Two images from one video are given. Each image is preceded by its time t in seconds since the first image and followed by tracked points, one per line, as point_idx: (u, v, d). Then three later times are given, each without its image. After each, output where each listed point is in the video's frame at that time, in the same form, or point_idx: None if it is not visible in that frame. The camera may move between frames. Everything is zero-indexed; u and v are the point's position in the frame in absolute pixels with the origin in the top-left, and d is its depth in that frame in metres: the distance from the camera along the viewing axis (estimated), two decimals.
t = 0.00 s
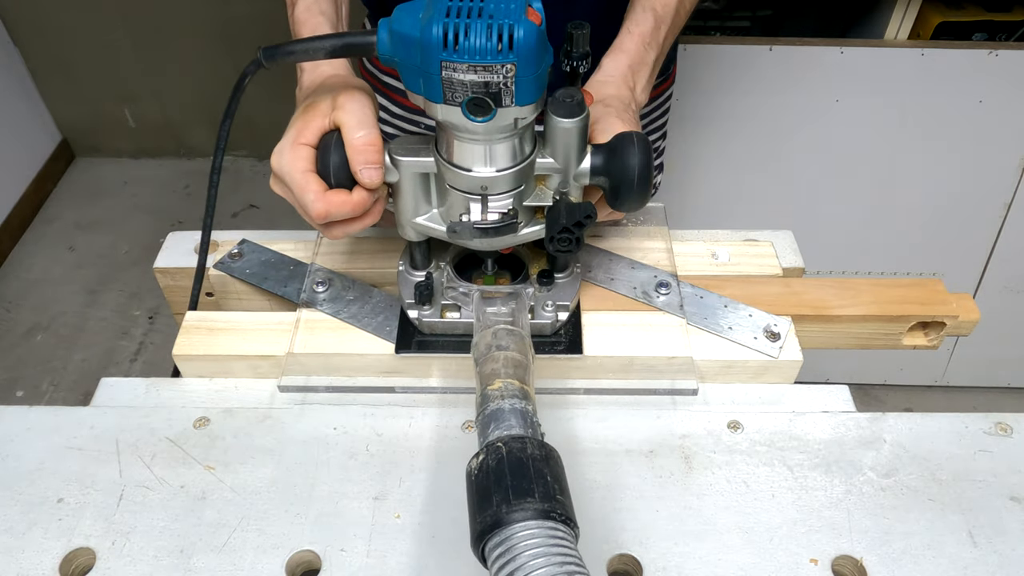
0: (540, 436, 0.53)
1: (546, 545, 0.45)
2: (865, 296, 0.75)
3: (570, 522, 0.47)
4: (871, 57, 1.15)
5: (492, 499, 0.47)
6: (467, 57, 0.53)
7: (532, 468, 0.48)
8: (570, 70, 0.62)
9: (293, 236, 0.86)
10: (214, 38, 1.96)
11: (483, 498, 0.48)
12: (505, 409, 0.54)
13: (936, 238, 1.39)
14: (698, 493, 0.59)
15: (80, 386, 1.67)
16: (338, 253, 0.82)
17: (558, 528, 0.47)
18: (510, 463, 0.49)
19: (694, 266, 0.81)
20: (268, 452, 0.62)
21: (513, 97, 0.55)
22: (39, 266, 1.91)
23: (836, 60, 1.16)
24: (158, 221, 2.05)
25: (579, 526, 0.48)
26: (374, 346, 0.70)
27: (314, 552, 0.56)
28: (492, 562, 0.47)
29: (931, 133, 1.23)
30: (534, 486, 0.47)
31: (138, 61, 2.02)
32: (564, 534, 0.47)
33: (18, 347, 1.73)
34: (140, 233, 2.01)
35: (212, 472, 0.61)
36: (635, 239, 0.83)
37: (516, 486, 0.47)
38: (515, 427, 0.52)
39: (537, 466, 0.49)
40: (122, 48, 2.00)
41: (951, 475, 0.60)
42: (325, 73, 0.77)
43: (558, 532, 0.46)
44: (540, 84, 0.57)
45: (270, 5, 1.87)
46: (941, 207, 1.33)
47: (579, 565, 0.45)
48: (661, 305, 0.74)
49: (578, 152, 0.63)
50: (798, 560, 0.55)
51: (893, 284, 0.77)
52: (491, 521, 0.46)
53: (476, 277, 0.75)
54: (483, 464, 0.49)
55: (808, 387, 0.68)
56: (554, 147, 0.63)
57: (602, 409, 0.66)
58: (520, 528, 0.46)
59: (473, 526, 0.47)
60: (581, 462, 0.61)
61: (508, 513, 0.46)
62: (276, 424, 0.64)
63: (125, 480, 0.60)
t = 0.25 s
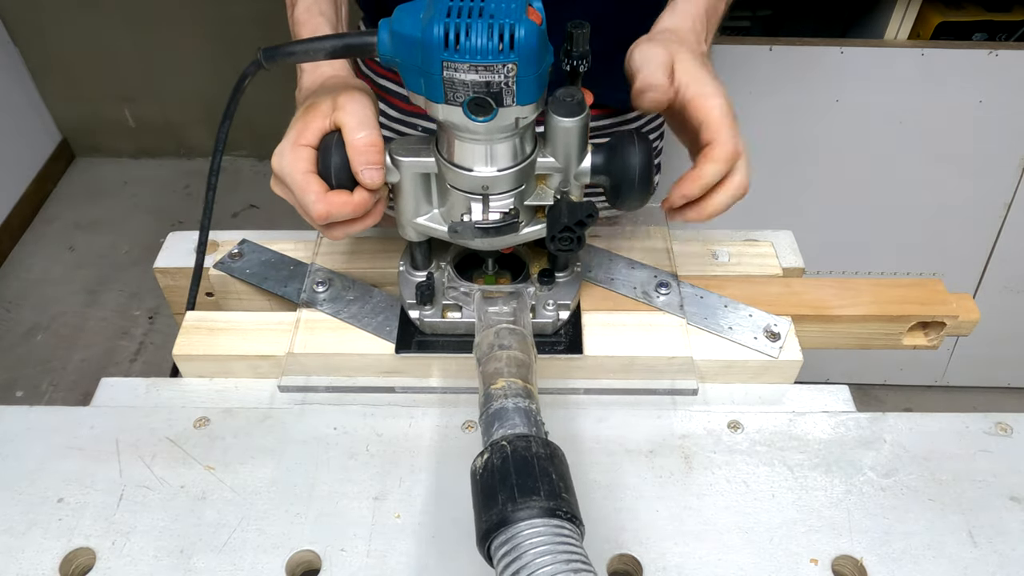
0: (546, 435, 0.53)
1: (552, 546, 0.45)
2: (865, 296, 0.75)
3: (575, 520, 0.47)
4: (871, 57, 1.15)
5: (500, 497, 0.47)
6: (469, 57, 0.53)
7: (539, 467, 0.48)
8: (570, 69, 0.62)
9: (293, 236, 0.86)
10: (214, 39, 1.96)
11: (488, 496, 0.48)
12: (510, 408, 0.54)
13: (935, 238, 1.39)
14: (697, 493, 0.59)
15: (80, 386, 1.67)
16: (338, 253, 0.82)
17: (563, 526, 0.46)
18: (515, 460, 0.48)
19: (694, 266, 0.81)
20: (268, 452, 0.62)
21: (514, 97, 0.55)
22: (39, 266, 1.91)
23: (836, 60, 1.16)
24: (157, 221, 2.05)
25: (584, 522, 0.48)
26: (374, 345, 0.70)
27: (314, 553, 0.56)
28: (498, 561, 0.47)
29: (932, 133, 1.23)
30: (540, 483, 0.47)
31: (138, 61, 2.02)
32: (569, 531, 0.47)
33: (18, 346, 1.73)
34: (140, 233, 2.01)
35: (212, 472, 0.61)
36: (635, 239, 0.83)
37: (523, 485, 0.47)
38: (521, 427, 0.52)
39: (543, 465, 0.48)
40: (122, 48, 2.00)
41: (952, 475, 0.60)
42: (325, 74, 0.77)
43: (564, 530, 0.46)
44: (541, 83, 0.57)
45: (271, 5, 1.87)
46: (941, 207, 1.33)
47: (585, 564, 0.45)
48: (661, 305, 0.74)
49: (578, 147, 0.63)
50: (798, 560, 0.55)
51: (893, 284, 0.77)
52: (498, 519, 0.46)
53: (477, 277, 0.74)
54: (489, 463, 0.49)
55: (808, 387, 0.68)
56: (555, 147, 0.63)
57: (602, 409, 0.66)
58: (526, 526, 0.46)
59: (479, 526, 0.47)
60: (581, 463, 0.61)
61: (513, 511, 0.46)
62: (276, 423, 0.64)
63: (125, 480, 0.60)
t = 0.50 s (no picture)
0: (523, 443, 0.53)
1: (531, 553, 0.45)
2: (865, 296, 0.75)
3: (556, 528, 0.47)
4: (871, 57, 1.15)
5: (479, 505, 0.47)
6: (458, 97, 0.53)
7: (519, 475, 0.48)
8: (561, 104, 0.62)
9: (293, 237, 0.86)
10: (214, 39, 1.96)
11: (471, 504, 0.48)
12: (491, 414, 0.54)
13: (935, 238, 1.39)
14: (697, 493, 0.59)
15: (80, 386, 1.67)
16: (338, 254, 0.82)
17: (547, 533, 0.47)
18: (501, 467, 0.49)
19: (694, 265, 0.81)
20: (269, 452, 0.62)
21: (503, 134, 0.55)
22: (39, 266, 1.91)
23: (836, 60, 1.16)
24: (157, 221, 2.05)
25: (564, 532, 0.48)
26: (374, 345, 0.70)
27: (314, 552, 0.56)
28: (474, 567, 0.47)
29: (932, 133, 1.23)
30: (520, 490, 0.47)
31: (138, 61, 2.02)
32: (551, 539, 0.47)
33: (18, 346, 1.73)
34: (140, 233, 2.01)
35: (213, 472, 0.61)
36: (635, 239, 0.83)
37: (502, 493, 0.47)
38: (501, 432, 0.52)
39: (523, 474, 0.49)
40: (122, 49, 2.00)
41: (952, 475, 0.60)
42: (322, 104, 0.77)
43: (545, 537, 0.46)
44: (531, 121, 0.57)
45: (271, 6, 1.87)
46: (941, 207, 1.33)
47: (561, 569, 0.45)
48: (661, 305, 0.74)
49: (568, 181, 0.64)
50: (798, 560, 0.55)
51: (893, 285, 0.77)
52: (476, 526, 0.46)
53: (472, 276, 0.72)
54: (471, 469, 0.49)
55: (808, 387, 0.68)
56: (545, 179, 0.63)
57: (602, 409, 0.66)
58: (506, 534, 0.46)
59: (458, 531, 0.47)
60: (582, 463, 0.61)
61: (495, 519, 0.46)
62: (276, 423, 0.64)
63: (126, 479, 0.60)
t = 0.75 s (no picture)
0: (533, 440, 0.53)
1: (537, 550, 0.45)
2: (866, 296, 0.75)
3: (562, 526, 0.47)
4: (870, 57, 1.15)
5: (483, 504, 0.47)
6: (461, 96, 0.53)
7: (523, 474, 0.48)
8: (563, 104, 0.62)
9: (293, 237, 0.86)
10: (214, 39, 1.96)
11: (474, 503, 0.47)
12: (497, 412, 0.54)
13: (935, 238, 1.39)
14: (697, 493, 0.59)
15: (80, 386, 1.66)
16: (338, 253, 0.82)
17: (550, 532, 0.46)
18: (502, 467, 0.49)
19: (694, 265, 0.81)
20: (269, 451, 0.62)
21: (505, 134, 0.55)
22: (39, 266, 1.91)
23: (836, 60, 1.16)
24: (157, 221, 2.05)
25: (570, 529, 0.48)
26: (375, 345, 0.70)
27: (314, 552, 0.56)
28: (481, 567, 0.47)
29: (932, 133, 1.23)
30: (526, 489, 0.47)
31: (138, 61, 2.02)
32: (556, 537, 0.47)
33: (18, 346, 1.73)
34: (140, 233, 2.01)
35: (213, 472, 0.61)
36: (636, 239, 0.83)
37: (507, 491, 0.47)
38: (507, 431, 0.52)
39: (528, 472, 0.48)
40: (122, 49, 2.00)
41: (952, 475, 0.60)
42: (324, 103, 0.77)
43: (550, 536, 0.46)
44: (533, 121, 0.57)
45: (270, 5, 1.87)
46: (941, 207, 1.33)
47: (569, 568, 0.45)
48: (661, 305, 0.74)
49: (569, 181, 0.64)
50: (798, 560, 0.55)
51: (893, 285, 0.77)
52: (482, 525, 0.46)
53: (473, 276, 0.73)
54: (472, 469, 0.49)
55: (808, 387, 0.68)
56: (547, 179, 0.63)
57: (602, 409, 0.66)
58: (512, 533, 0.46)
59: (462, 530, 0.47)
60: (582, 463, 0.61)
61: (499, 518, 0.46)
62: (276, 423, 0.64)
63: (126, 479, 0.60)
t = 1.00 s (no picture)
0: (535, 440, 0.53)
1: (539, 551, 0.45)
2: (866, 296, 0.75)
3: (563, 528, 0.47)
4: (870, 57, 1.15)
5: (486, 504, 0.47)
6: (462, 97, 0.53)
7: (526, 473, 0.48)
8: (564, 105, 0.62)
9: (293, 237, 0.86)
10: (214, 39, 1.96)
11: (476, 505, 0.47)
12: (499, 412, 0.54)
13: (935, 238, 1.39)
14: (697, 493, 0.59)
15: (80, 386, 1.67)
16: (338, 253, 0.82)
17: (551, 535, 0.46)
18: (504, 468, 0.49)
19: (695, 265, 0.81)
20: (269, 451, 0.62)
21: (507, 135, 0.55)
22: (39, 266, 1.91)
23: (836, 60, 1.16)
24: (157, 221, 2.05)
25: (571, 529, 0.48)
26: (375, 345, 0.70)
27: (314, 552, 0.56)
28: (484, 566, 0.47)
29: (932, 133, 1.23)
30: (528, 490, 0.47)
31: (139, 62, 2.02)
32: (557, 539, 0.47)
33: (18, 346, 1.73)
34: (140, 233, 2.01)
35: (213, 472, 0.61)
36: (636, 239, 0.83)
37: (511, 490, 0.47)
38: (509, 431, 0.52)
39: (531, 471, 0.48)
40: (122, 49, 2.00)
41: (952, 475, 0.60)
42: (326, 103, 0.77)
43: (552, 538, 0.46)
44: (534, 122, 0.57)
45: (271, 6, 1.87)
46: (941, 207, 1.33)
47: (570, 571, 0.45)
48: (661, 305, 0.74)
49: (571, 182, 0.63)
50: (798, 560, 0.55)
51: (893, 285, 0.77)
52: (485, 524, 0.46)
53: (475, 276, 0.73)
54: (475, 468, 0.49)
55: (808, 387, 0.68)
56: (548, 180, 0.63)
57: (602, 409, 0.66)
58: (514, 534, 0.46)
59: (465, 531, 0.47)
60: (582, 463, 0.61)
61: (501, 519, 0.46)
62: (276, 423, 0.64)
63: (126, 480, 0.60)
